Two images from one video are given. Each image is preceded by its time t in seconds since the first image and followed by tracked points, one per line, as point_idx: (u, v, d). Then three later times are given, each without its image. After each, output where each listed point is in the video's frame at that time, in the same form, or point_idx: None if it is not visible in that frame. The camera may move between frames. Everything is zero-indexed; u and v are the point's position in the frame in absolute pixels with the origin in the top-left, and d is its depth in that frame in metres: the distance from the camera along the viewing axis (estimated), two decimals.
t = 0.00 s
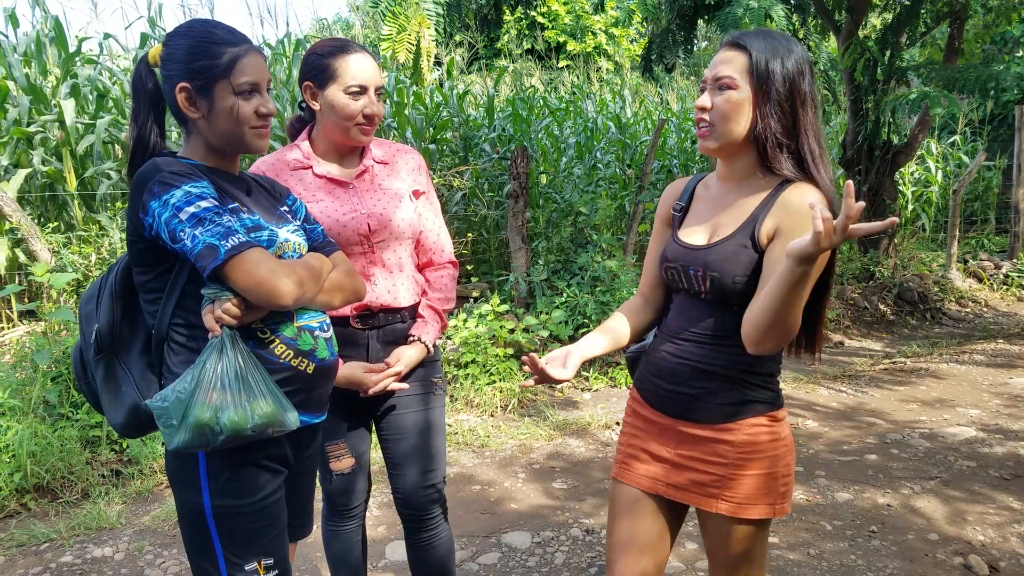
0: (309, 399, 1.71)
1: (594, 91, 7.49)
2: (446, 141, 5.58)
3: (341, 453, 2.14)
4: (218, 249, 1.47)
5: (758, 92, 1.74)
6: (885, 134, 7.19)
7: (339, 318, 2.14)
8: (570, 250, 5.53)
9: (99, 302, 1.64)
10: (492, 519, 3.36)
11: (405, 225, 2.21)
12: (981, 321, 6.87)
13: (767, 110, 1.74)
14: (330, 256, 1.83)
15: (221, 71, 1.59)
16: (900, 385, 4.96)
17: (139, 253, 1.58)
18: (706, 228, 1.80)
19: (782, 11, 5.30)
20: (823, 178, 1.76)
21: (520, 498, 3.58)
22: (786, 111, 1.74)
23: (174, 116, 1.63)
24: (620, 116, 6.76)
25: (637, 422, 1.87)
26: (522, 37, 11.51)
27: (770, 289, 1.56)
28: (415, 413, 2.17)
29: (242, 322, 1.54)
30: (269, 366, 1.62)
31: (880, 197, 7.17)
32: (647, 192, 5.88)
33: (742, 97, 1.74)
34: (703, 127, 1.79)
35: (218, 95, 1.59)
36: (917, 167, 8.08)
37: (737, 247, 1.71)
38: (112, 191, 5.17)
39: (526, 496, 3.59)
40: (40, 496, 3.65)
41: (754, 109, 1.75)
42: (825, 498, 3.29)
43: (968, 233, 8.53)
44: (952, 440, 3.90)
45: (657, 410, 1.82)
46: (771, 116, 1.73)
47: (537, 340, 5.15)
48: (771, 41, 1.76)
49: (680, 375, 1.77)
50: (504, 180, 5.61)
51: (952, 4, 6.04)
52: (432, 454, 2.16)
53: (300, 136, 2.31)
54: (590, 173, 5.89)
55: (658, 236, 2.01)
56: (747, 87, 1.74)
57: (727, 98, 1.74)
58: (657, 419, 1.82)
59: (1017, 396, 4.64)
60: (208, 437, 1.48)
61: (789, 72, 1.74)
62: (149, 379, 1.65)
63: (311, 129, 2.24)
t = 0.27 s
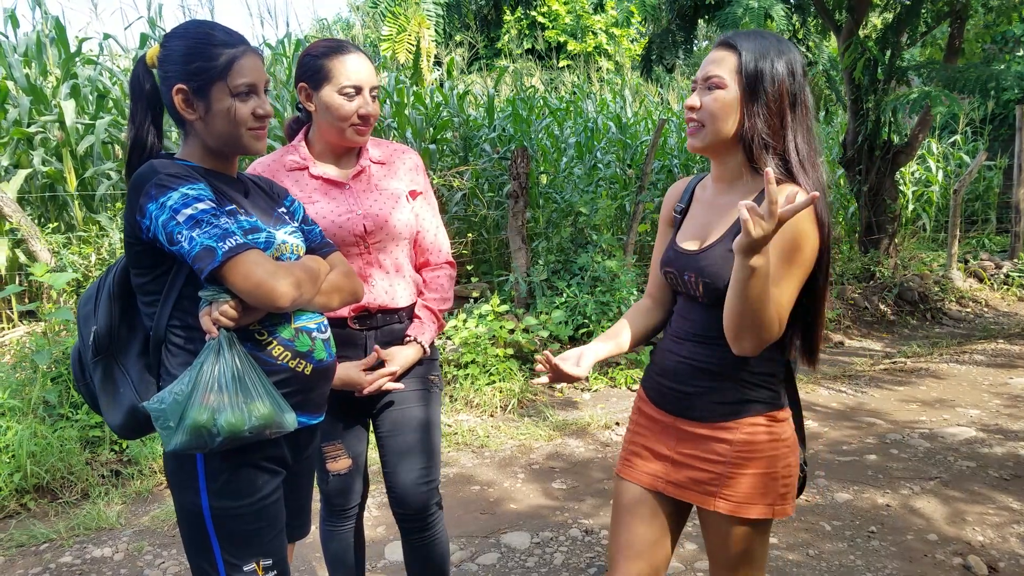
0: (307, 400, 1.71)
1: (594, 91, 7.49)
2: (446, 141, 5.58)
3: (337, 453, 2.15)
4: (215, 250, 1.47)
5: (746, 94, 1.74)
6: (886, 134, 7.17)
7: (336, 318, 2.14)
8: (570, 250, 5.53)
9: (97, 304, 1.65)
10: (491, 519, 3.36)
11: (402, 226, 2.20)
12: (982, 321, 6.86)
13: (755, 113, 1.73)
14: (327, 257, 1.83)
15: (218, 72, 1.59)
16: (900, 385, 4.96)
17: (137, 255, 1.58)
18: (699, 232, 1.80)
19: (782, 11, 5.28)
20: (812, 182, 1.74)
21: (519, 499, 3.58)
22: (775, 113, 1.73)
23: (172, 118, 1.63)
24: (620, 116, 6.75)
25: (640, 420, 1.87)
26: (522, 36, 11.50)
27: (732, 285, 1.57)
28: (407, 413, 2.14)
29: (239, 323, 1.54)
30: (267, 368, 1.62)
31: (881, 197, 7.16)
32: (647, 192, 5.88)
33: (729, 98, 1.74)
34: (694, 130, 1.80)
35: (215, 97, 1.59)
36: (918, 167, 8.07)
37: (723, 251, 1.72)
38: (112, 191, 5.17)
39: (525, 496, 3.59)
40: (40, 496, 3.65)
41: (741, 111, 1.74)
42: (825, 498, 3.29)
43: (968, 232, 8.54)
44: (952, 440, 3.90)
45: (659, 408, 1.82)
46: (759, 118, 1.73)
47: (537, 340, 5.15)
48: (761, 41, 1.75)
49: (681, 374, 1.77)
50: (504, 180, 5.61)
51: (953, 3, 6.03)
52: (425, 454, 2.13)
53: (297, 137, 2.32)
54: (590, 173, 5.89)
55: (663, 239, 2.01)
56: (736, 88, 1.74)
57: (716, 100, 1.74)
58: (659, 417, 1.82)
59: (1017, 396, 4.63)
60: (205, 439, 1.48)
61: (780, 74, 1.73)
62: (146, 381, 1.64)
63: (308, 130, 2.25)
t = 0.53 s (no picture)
0: (305, 400, 1.71)
1: (594, 91, 7.49)
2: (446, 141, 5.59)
3: (339, 455, 2.15)
4: (216, 249, 1.47)
5: (736, 100, 1.73)
6: (886, 133, 7.17)
7: (340, 318, 2.14)
8: (570, 250, 5.53)
9: (95, 303, 1.65)
10: (489, 519, 3.36)
11: (408, 226, 2.20)
12: (982, 321, 6.86)
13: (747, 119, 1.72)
14: (324, 257, 1.83)
15: (217, 72, 1.59)
16: (900, 386, 4.95)
17: (135, 254, 1.58)
18: (701, 236, 1.80)
19: (782, 11, 5.27)
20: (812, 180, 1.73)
21: (518, 499, 3.57)
22: (766, 117, 1.72)
23: (171, 118, 1.63)
24: (620, 116, 6.75)
25: (641, 419, 1.87)
26: (523, 36, 11.50)
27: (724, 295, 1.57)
28: (407, 417, 2.14)
29: (238, 323, 1.54)
30: (265, 367, 1.62)
31: (881, 197, 7.15)
32: (647, 191, 5.88)
33: (720, 107, 1.74)
34: (688, 142, 1.80)
35: (214, 97, 1.59)
36: (918, 167, 8.06)
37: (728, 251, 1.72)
38: (112, 191, 5.18)
39: (523, 496, 3.59)
40: (39, 496, 3.65)
41: (733, 120, 1.74)
42: (824, 498, 3.29)
43: (969, 232, 8.54)
44: (951, 441, 3.89)
45: (660, 406, 1.82)
46: (753, 123, 1.72)
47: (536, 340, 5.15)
48: (747, 44, 1.74)
49: (683, 372, 1.77)
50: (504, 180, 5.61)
51: (953, 3, 6.02)
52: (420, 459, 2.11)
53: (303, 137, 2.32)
54: (590, 173, 5.89)
55: (664, 239, 2.02)
56: (725, 98, 1.74)
57: (708, 110, 1.74)
58: (660, 416, 1.82)
59: (1016, 397, 4.63)
60: (205, 438, 1.48)
61: (768, 77, 1.71)
62: (143, 381, 1.64)
63: (313, 130, 2.24)
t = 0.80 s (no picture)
0: (305, 403, 1.71)
1: (594, 91, 7.49)
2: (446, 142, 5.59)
3: (352, 461, 2.12)
4: (215, 255, 1.47)
5: (728, 110, 1.72)
6: (887, 134, 7.15)
7: (358, 321, 2.13)
8: (570, 250, 5.53)
9: (95, 306, 1.65)
10: (489, 520, 3.36)
11: (428, 228, 2.21)
12: (982, 322, 6.85)
13: (741, 124, 1.71)
14: (324, 259, 1.83)
15: (219, 75, 1.59)
16: (900, 386, 4.95)
17: (136, 257, 1.58)
18: (704, 237, 1.81)
19: (782, 11, 5.26)
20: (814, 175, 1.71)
21: (518, 500, 3.57)
22: (760, 119, 1.71)
23: (172, 119, 1.64)
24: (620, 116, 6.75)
25: (643, 419, 1.87)
26: (524, 35, 11.49)
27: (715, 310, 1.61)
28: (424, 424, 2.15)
29: (239, 327, 1.54)
30: (266, 370, 1.62)
31: (882, 197, 7.14)
32: (647, 192, 5.87)
33: (716, 121, 1.74)
34: (691, 154, 1.81)
35: (215, 100, 1.59)
36: (919, 167, 8.05)
37: (731, 255, 1.73)
38: (112, 192, 5.18)
39: (523, 497, 3.59)
40: (39, 496, 3.66)
41: (727, 126, 1.73)
42: (824, 500, 3.28)
43: (970, 232, 8.53)
44: (951, 442, 3.89)
45: (663, 407, 1.82)
46: (746, 129, 1.70)
47: (536, 341, 5.15)
48: (733, 52, 1.72)
49: (686, 372, 1.77)
50: (504, 180, 5.61)
51: (954, 3, 6.01)
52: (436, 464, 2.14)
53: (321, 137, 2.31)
54: (590, 174, 5.89)
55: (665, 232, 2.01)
56: (716, 107, 1.73)
57: (704, 125, 1.75)
58: (663, 416, 1.81)
59: (1017, 398, 4.62)
60: (206, 442, 1.48)
61: (755, 80, 1.70)
62: (144, 384, 1.64)
63: (332, 128, 2.24)
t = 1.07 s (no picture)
0: (313, 401, 1.72)
1: (596, 91, 7.49)
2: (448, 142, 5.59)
3: (374, 466, 2.06)
4: (223, 255, 1.47)
5: (750, 104, 1.72)
6: (889, 134, 7.16)
7: (387, 320, 2.09)
8: (572, 250, 5.53)
9: (104, 304, 1.65)
10: (493, 519, 3.36)
11: (461, 227, 2.18)
12: (984, 322, 6.86)
13: (761, 116, 1.71)
14: (331, 258, 1.83)
15: (229, 74, 1.59)
16: (902, 386, 4.95)
17: (145, 255, 1.58)
18: (713, 234, 1.82)
19: (784, 11, 5.25)
20: (827, 170, 1.73)
21: (521, 499, 3.58)
22: (779, 111, 1.71)
23: (182, 118, 1.64)
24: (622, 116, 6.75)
25: (651, 418, 1.87)
26: (526, 35, 11.50)
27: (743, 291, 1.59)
28: (446, 423, 2.12)
29: (247, 326, 1.55)
30: (274, 368, 1.63)
31: (883, 197, 7.15)
32: (649, 192, 5.88)
33: (739, 112, 1.72)
34: (706, 149, 1.77)
35: (224, 99, 1.60)
36: (920, 168, 8.05)
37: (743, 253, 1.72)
38: (115, 191, 5.19)
39: (527, 496, 3.60)
40: (43, 495, 3.66)
41: (749, 117, 1.73)
42: (827, 499, 3.29)
43: (971, 233, 8.53)
44: (954, 441, 3.89)
45: (672, 406, 1.82)
46: (767, 123, 1.70)
47: (538, 340, 5.15)
48: (757, 47, 1.73)
49: (696, 371, 1.77)
50: (507, 180, 5.61)
51: (955, 4, 6.01)
52: (455, 459, 2.13)
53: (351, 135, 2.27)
54: (592, 174, 5.89)
55: (665, 233, 1.99)
56: (739, 96, 1.72)
57: (726, 114, 1.73)
58: (673, 415, 1.82)
59: (1020, 398, 4.62)
60: (215, 440, 1.48)
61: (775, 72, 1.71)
62: (153, 381, 1.65)
63: (364, 127, 2.19)
